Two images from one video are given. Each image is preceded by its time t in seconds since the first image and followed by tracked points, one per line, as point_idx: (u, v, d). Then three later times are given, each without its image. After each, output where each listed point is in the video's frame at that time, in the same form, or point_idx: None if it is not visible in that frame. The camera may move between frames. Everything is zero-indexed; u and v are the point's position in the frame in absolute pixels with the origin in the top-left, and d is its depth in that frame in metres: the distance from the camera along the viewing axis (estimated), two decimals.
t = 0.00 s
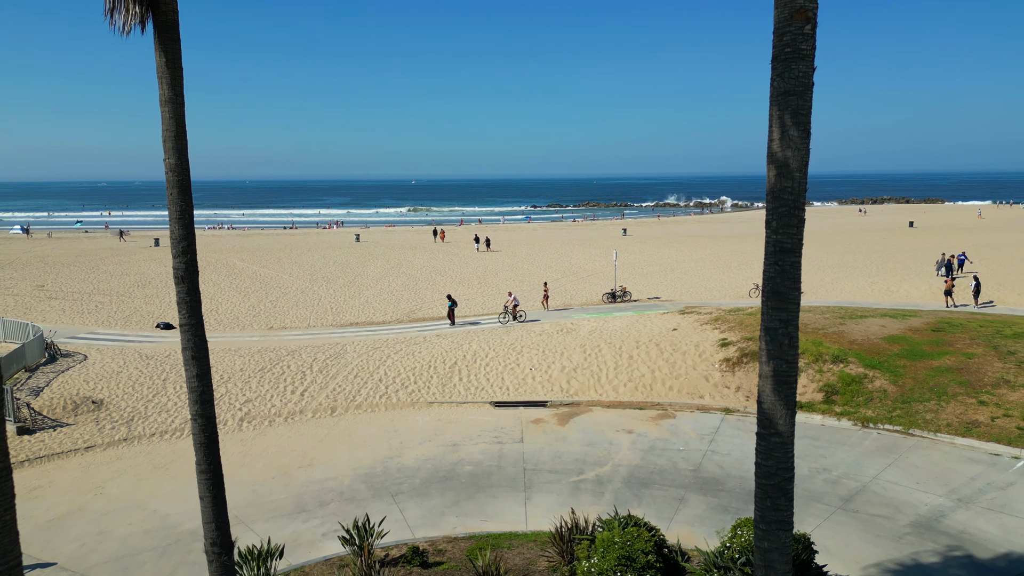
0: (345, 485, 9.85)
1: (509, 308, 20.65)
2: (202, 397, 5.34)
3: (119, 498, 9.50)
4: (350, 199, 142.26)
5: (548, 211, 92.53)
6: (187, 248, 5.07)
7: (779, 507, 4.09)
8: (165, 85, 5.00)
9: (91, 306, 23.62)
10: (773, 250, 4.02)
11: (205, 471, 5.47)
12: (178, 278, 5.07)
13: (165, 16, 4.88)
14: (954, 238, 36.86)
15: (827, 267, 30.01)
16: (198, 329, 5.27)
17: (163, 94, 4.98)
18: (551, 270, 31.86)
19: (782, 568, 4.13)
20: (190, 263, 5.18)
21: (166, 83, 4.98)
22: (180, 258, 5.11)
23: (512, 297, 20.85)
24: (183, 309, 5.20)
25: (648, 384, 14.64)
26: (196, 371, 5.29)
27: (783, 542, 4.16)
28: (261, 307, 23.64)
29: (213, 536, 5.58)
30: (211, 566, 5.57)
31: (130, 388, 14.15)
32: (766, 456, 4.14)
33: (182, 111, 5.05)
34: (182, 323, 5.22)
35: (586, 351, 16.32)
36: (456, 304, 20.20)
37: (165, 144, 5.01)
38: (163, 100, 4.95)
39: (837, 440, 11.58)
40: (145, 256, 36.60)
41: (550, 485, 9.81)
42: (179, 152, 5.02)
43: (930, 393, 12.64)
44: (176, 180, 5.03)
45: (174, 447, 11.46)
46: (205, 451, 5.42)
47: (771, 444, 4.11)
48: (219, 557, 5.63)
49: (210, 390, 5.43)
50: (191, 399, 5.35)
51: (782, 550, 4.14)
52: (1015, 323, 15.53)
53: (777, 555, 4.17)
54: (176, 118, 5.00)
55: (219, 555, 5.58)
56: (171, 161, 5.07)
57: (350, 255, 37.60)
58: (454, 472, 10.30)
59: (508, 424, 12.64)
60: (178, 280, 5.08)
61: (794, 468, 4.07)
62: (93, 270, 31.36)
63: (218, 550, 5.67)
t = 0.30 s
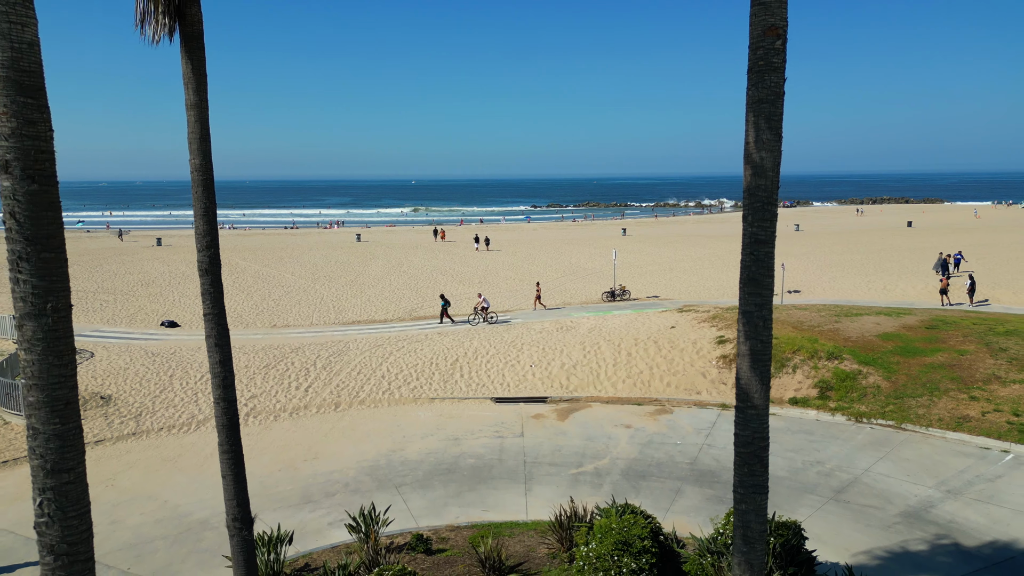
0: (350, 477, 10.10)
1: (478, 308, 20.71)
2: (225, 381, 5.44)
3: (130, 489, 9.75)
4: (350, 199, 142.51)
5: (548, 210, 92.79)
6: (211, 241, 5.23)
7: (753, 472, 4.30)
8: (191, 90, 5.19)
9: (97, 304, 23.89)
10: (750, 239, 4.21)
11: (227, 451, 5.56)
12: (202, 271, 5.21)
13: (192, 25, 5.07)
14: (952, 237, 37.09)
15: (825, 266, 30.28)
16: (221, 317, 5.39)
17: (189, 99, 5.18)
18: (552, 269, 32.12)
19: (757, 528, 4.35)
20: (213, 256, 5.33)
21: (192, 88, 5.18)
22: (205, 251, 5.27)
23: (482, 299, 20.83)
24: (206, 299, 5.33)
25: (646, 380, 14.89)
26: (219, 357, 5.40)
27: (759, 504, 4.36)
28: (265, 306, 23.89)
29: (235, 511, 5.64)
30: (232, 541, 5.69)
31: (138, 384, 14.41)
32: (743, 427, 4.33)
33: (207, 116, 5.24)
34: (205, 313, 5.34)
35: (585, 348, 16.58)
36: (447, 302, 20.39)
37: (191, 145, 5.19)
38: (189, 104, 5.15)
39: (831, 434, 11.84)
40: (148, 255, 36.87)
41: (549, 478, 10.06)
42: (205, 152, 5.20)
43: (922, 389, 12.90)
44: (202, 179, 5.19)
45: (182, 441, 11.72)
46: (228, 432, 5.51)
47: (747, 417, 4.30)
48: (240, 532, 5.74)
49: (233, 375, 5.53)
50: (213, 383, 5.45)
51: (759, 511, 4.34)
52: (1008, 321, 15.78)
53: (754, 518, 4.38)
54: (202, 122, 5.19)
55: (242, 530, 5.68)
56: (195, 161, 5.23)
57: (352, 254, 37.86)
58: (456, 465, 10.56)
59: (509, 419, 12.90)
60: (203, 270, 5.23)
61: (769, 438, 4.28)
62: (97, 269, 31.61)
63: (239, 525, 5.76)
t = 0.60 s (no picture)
0: (354, 470, 10.36)
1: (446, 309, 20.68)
2: (245, 368, 5.56)
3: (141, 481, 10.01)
4: (350, 199, 142.77)
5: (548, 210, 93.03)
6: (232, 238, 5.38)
7: (735, 446, 4.42)
8: (214, 96, 5.34)
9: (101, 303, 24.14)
10: (731, 235, 4.35)
11: (246, 434, 5.67)
12: (224, 265, 5.38)
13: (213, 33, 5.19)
14: (949, 237, 37.34)
15: (822, 266, 30.54)
16: (241, 310, 5.52)
17: (212, 104, 5.34)
18: (551, 269, 32.37)
19: (738, 497, 4.47)
20: (234, 252, 5.49)
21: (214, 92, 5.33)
22: (225, 247, 5.43)
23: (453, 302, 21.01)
24: (227, 293, 5.47)
25: (645, 377, 15.14)
26: (240, 346, 5.55)
27: (741, 476, 4.49)
28: (267, 305, 24.13)
29: (254, 492, 5.71)
30: (250, 519, 5.74)
31: (145, 380, 14.67)
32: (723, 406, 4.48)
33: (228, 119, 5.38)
34: (226, 306, 5.48)
35: (584, 346, 16.84)
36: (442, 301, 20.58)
37: (213, 146, 5.35)
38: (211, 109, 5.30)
39: (825, 429, 12.10)
40: (150, 255, 37.10)
41: (550, 471, 10.31)
42: (226, 153, 5.33)
43: (915, 385, 13.15)
44: (223, 178, 5.34)
45: (190, 435, 11.97)
46: (247, 417, 5.62)
47: (727, 396, 4.44)
48: (259, 511, 5.77)
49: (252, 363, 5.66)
50: (233, 371, 5.57)
51: (739, 482, 4.47)
52: (1001, 318, 16.02)
53: (734, 487, 4.50)
54: (223, 125, 5.34)
55: (260, 508, 5.75)
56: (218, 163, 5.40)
57: (353, 254, 38.09)
58: (459, 458, 10.81)
59: (510, 415, 13.15)
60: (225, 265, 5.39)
61: (748, 416, 4.41)
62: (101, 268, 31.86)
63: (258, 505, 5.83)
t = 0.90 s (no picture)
0: (359, 464, 10.61)
1: (412, 311, 20.89)
2: (263, 359, 5.68)
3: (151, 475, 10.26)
4: (351, 199, 143.07)
5: (547, 211, 93.36)
6: (251, 238, 5.47)
7: (719, 426, 4.51)
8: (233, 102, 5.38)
9: (106, 302, 24.42)
10: (713, 234, 4.46)
11: (263, 422, 5.74)
12: (243, 263, 5.47)
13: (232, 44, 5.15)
14: (946, 237, 37.62)
15: (819, 266, 30.84)
16: (258, 305, 5.65)
17: (231, 109, 5.37)
18: (551, 268, 32.67)
19: (723, 474, 4.55)
20: (253, 250, 5.58)
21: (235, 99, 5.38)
22: (244, 245, 5.52)
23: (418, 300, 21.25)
24: (246, 289, 5.60)
25: (643, 374, 15.40)
26: (258, 339, 5.65)
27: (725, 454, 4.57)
28: (270, 304, 24.41)
29: (271, 476, 5.74)
30: (267, 502, 5.80)
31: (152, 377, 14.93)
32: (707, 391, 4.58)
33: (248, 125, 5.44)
34: (244, 301, 5.62)
35: (584, 344, 17.10)
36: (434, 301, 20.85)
37: (232, 149, 5.41)
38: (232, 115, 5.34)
39: (819, 425, 12.36)
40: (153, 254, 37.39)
41: (550, 465, 10.56)
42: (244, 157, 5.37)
43: (909, 382, 13.40)
44: (241, 181, 5.42)
45: (197, 431, 12.23)
46: (264, 405, 5.70)
47: (713, 381, 4.53)
48: (275, 494, 5.83)
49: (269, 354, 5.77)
50: (250, 362, 5.69)
51: (723, 460, 4.55)
52: (994, 317, 16.28)
53: (717, 464, 4.59)
54: (244, 131, 5.40)
55: (275, 492, 5.81)
56: (237, 167, 5.47)
57: (354, 254, 38.37)
58: (461, 453, 11.07)
59: (510, 411, 13.40)
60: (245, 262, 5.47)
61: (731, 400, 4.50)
62: (104, 268, 32.15)
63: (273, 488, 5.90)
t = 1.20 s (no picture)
0: (363, 459, 10.86)
1: (378, 310, 21.04)
2: (278, 352, 5.89)
3: (159, 469, 10.51)
4: (351, 199, 143.34)
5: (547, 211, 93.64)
6: (266, 239, 5.61)
7: (703, 412, 4.56)
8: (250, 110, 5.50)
9: (110, 301, 24.68)
10: (699, 234, 4.49)
11: (277, 411, 5.96)
12: (258, 261, 5.64)
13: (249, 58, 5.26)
14: (944, 237, 37.85)
15: (817, 265, 31.08)
16: (273, 301, 5.87)
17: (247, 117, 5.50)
18: (551, 268, 32.92)
19: (707, 455, 4.56)
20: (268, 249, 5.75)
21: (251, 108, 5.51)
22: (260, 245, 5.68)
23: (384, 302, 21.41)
24: (261, 286, 5.79)
25: (641, 372, 15.64)
26: (272, 333, 5.87)
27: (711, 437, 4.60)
28: (273, 303, 24.66)
29: (284, 462, 5.97)
30: (280, 488, 5.99)
31: (158, 375, 15.18)
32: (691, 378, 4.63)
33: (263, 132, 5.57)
34: (259, 297, 5.82)
35: (583, 342, 17.35)
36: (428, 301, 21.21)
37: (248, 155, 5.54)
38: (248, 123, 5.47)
39: (813, 421, 12.62)
40: (156, 254, 37.62)
41: (549, 459, 10.81)
42: (261, 161, 5.53)
43: (902, 379, 13.65)
44: (257, 184, 5.57)
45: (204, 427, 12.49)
46: (278, 396, 5.93)
47: (697, 369, 4.54)
48: (288, 480, 6.05)
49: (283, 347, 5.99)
50: (266, 355, 5.90)
51: (709, 442, 4.57)
52: (987, 315, 16.52)
53: (703, 446, 4.62)
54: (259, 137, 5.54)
55: (289, 478, 6.01)
56: (253, 173, 5.60)
57: (355, 253, 38.60)
58: (462, 448, 11.32)
59: (511, 408, 13.65)
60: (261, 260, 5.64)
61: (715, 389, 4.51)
62: (107, 267, 32.42)
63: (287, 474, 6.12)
